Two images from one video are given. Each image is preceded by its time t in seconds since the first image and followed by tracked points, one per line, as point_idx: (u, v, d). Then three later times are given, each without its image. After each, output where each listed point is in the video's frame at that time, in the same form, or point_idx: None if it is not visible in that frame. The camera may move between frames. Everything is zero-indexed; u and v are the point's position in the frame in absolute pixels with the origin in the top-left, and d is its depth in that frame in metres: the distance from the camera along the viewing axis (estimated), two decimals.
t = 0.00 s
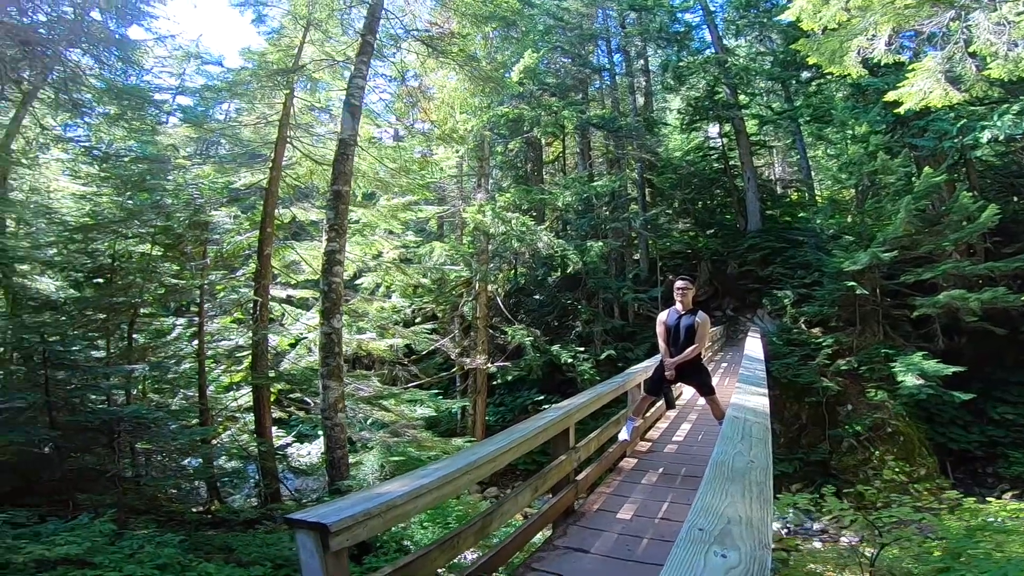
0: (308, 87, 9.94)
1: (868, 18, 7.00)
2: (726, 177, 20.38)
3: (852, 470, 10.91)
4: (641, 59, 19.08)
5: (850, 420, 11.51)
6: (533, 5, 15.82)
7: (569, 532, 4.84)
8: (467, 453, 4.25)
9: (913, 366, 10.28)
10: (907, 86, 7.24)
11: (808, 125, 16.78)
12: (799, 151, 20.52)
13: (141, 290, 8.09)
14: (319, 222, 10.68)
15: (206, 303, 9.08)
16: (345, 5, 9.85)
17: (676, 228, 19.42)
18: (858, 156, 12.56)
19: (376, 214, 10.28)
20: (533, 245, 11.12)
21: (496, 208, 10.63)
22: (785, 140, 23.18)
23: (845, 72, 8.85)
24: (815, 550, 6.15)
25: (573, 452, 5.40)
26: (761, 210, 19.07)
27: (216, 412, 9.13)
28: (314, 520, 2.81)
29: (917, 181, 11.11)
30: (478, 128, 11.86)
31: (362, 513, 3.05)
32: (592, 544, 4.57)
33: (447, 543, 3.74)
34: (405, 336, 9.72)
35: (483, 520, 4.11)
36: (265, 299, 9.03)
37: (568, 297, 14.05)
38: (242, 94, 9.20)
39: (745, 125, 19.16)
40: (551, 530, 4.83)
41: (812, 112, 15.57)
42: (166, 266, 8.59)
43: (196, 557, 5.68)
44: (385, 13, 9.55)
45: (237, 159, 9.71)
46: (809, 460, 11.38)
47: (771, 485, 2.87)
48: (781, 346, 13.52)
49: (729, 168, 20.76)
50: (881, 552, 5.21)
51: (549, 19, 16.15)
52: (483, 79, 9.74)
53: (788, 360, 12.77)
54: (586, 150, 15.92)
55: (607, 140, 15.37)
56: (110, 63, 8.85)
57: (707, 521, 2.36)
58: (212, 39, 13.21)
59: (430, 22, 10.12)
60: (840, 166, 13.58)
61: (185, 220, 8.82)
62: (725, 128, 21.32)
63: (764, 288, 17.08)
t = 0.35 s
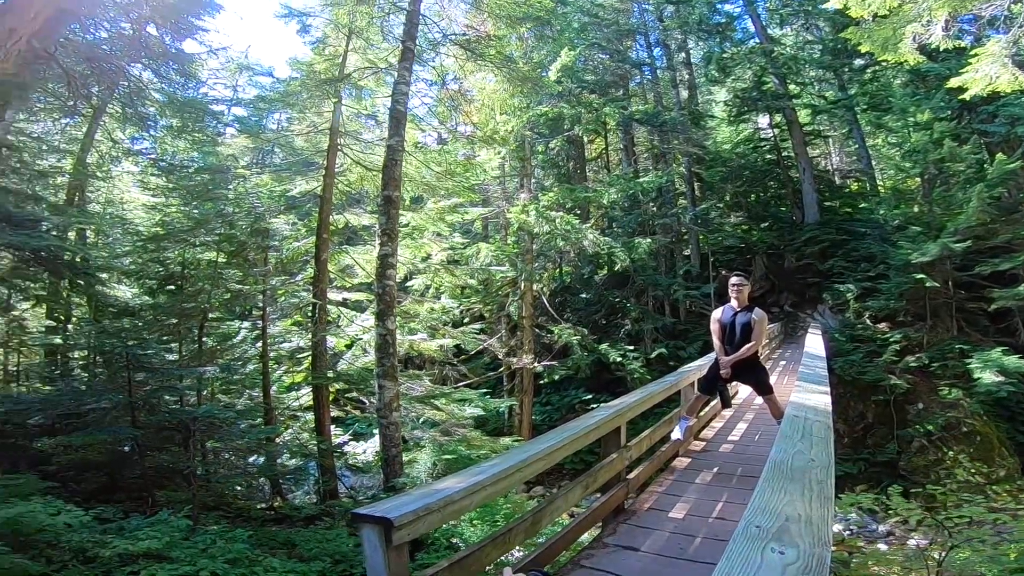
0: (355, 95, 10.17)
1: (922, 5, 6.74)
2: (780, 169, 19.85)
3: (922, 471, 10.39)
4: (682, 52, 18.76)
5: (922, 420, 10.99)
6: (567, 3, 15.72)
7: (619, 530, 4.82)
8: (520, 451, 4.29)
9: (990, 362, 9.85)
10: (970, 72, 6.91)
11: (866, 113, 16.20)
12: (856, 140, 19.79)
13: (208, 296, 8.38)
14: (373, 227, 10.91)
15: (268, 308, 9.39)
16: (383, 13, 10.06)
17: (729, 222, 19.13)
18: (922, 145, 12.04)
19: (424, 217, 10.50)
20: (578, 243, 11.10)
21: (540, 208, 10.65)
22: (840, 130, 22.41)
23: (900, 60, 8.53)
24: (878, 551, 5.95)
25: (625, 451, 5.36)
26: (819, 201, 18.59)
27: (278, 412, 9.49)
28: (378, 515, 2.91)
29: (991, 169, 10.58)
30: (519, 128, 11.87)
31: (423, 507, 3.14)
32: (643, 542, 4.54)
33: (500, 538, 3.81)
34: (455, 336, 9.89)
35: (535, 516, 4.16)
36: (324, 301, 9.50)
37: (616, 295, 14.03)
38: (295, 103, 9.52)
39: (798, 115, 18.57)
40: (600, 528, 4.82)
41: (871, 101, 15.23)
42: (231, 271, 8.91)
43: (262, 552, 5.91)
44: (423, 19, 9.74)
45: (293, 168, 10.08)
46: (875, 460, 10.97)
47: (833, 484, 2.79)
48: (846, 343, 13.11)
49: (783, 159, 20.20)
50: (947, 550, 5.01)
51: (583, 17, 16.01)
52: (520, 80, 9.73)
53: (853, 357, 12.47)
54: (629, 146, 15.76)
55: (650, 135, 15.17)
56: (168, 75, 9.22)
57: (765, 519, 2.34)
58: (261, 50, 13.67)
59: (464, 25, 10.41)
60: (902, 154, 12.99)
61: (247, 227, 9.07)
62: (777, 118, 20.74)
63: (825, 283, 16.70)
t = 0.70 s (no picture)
0: (401, 104, 10.34)
1: None
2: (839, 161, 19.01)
3: (1005, 475, 9.82)
4: (725, 46, 18.35)
5: (1006, 421, 10.43)
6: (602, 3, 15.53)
7: (676, 533, 4.76)
8: (576, 453, 4.30)
9: None
10: None
11: (930, 101, 15.63)
12: (919, 129, 19.05)
13: (272, 303, 8.99)
14: (423, 233, 11.11)
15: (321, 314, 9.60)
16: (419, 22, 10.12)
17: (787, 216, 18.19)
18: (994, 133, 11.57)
19: (471, 223, 10.43)
20: (626, 244, 11.02)
21: (585, 208, 10.68)
22: (902, 120, 21.48)
23: (961, 46, 8.12)
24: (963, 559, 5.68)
25: (683, 453, 5.29)
26: (884, 193, 17.95)
27: (337, 415, 9.78)
28: (439, 517, 2.97)
29: None
30: (561, 130, 11.84)
31: (482, 509, 3.19)
32: (701, 545, 4.48)
33: (555, 539, 3.83)
34: (503, 339, 10.03)
35: (589, 518, 4.16)
36: (380, 306, 9.66)
37: (668, 295, 13.85)
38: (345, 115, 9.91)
39: (855, 104, 18.15)
40: (655, 530, 4.78)
41: (932, 89, 14.56)
42: (293, 281, 9.35)
43: (325, 551, 6.08)
44: (459, 25, 9.87)
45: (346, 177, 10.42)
46: (952, 463, 10.49)
47: (909, 487, 2.67)
48: (917, 341, 12.48)
49: (842, 151, 19.58)
50: None
51: (619, 15, 15.66)
52: (560, 82, 9.69)
53: (927, 355, 11.86)
54: (677, 143, 15.52)
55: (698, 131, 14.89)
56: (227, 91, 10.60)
57: (837, 521, 2.28)
58: (309, 63, 14.01)
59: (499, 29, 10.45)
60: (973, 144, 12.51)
61: (306, 237, 9.49)
62: (833, 110, 20.18)
63: (893, 278, 15.96)
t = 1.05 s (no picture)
0: (449, 109, 10.46)
1: None
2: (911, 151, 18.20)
3: None
4: (778, 37, 17.79)
5: None
6: None
7: (742, 538, 4.63)
8: (641, 457, 4.24)
9: None
10: None
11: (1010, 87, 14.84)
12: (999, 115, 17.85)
13: (334, 308, 9.28)
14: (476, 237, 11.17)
15: (375, 318, 9.82)
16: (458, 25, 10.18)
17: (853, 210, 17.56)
18: None
19: (522, 225, 10.43)
20: (683, 242, 10.86)
21: (637, 207, 10.60)
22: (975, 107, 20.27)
23: None
24: None
25: (751, 458, 5.16)
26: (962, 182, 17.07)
27: (395, 416, 9.98)
28: (503, 521, 2.99)
29: None
30: (610, 129, 11.72)
31: (545, 514, 3.18)
32: (769, 551, 4.35)
33: (616, 544, 3.77)
34: (556, 341, 10.05)
35: (652, 523, 4.08)
36: (436, 310, 9.79)
37: (729, 295, 13.47)
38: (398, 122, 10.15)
39: (925, 93, 17.14)
40: (719, 536, 4.66)
41: (1009, 74, 13.70)
42: (353, 284, 9.68)
43: (384, 551, 6.16)
44: (501, 29, 9.89)
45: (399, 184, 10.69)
46: None
47: (1008, 494, 2.51)
48: (1005, 340, 11.73)
49: (912, 140, 18.65)
50: None
51: (664, 11, 15.33)
52: (607, 80, 9.59)
53: (1015, 355, 11.12)
54: (732, 137, 15.07)
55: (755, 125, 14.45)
56: (285, 102, 11.21)
57: (929, 528, 2.18)
58: (361, 73, 14.32)
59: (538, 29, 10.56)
60: None
61: (364, 244, 9.77)
62: (901, 99, 19.24)
63: (978, 274, 15.20)
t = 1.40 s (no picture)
0: (507, 110, 10.44)
1: None
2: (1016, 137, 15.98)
3: None
4: (851, 25, 16.95)
5: None
6: None
7: (823, 547, 4.42)
8: (718, 462, 4.12)
9: None
10: None
11: None
12: None
13: (406, 308, 9.54)
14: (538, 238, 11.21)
15: (441, 318, 10.07)
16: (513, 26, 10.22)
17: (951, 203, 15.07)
18: None
19: (585, 225, 10.43)
20: (759, 238, 10.49)
21: (707, 204, 10.45)
22: None
23: None
24: None
25: (838, 465, 4.93)
26: None
27: (461, 415, 10.15)
28: (571, 523, 2.98)
29: None
30: (675, 125, 11.47)
31: (615, 517, 3.14)
32: (854, 560, 4.13)
33: (688, 550, 3.67)
34: (621, 342, 9.94)
35: (727, 529, 3.95)
36: (499, 310, 9.95)
37: (809, 293, 12.73)
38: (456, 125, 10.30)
39: None
40: (798, 545, 4.46)
41: None
42: (421, 287, 10.03)
43: (444, 548, 6.15)
44: (555, 28, 9.87)
45: (464, 187, 10.91)
46: None
47: None
48: None
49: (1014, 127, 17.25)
50: None
51: (726, 3, 14.91)
52: (669, 75, 9.40)
53: None
54: (807, 129, 14.25)
55: (832, 115, 13.73)
56: (352, 109, 11.78)
57: None
58: (422, 78, 14.54)
59: (592, 28, 10.34)
60: None
61: (432, 246, 10.01)
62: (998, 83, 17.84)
63: None
